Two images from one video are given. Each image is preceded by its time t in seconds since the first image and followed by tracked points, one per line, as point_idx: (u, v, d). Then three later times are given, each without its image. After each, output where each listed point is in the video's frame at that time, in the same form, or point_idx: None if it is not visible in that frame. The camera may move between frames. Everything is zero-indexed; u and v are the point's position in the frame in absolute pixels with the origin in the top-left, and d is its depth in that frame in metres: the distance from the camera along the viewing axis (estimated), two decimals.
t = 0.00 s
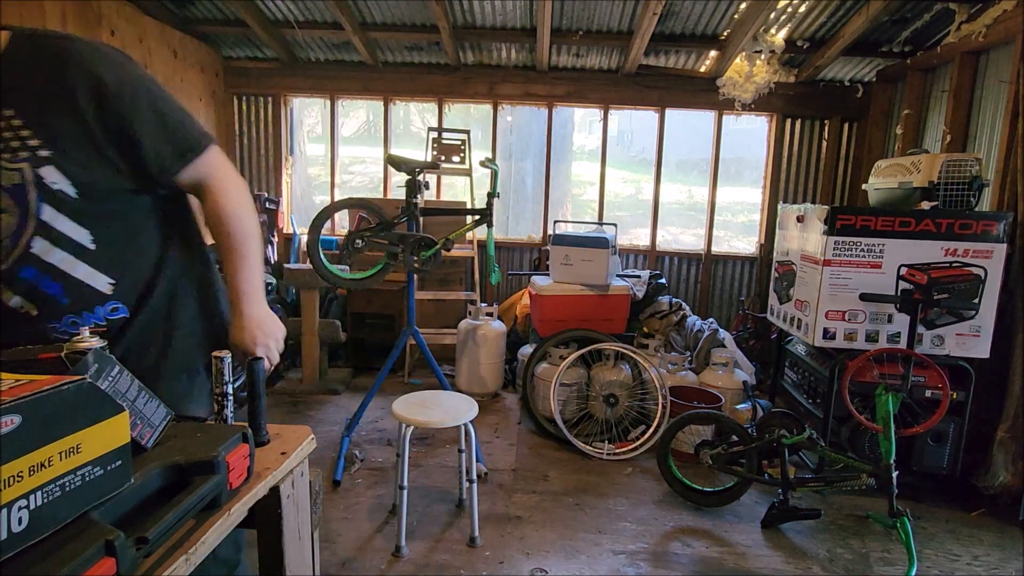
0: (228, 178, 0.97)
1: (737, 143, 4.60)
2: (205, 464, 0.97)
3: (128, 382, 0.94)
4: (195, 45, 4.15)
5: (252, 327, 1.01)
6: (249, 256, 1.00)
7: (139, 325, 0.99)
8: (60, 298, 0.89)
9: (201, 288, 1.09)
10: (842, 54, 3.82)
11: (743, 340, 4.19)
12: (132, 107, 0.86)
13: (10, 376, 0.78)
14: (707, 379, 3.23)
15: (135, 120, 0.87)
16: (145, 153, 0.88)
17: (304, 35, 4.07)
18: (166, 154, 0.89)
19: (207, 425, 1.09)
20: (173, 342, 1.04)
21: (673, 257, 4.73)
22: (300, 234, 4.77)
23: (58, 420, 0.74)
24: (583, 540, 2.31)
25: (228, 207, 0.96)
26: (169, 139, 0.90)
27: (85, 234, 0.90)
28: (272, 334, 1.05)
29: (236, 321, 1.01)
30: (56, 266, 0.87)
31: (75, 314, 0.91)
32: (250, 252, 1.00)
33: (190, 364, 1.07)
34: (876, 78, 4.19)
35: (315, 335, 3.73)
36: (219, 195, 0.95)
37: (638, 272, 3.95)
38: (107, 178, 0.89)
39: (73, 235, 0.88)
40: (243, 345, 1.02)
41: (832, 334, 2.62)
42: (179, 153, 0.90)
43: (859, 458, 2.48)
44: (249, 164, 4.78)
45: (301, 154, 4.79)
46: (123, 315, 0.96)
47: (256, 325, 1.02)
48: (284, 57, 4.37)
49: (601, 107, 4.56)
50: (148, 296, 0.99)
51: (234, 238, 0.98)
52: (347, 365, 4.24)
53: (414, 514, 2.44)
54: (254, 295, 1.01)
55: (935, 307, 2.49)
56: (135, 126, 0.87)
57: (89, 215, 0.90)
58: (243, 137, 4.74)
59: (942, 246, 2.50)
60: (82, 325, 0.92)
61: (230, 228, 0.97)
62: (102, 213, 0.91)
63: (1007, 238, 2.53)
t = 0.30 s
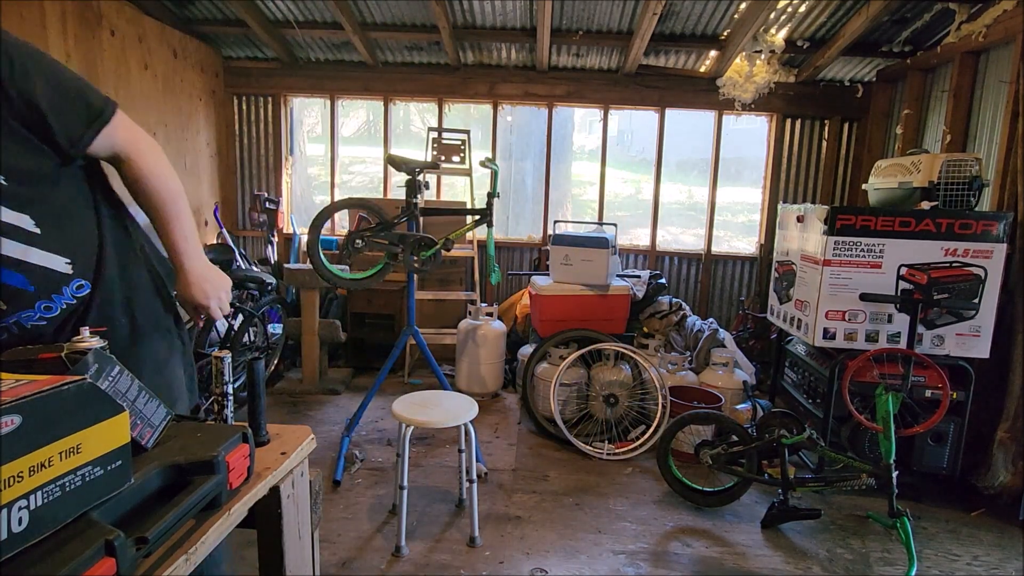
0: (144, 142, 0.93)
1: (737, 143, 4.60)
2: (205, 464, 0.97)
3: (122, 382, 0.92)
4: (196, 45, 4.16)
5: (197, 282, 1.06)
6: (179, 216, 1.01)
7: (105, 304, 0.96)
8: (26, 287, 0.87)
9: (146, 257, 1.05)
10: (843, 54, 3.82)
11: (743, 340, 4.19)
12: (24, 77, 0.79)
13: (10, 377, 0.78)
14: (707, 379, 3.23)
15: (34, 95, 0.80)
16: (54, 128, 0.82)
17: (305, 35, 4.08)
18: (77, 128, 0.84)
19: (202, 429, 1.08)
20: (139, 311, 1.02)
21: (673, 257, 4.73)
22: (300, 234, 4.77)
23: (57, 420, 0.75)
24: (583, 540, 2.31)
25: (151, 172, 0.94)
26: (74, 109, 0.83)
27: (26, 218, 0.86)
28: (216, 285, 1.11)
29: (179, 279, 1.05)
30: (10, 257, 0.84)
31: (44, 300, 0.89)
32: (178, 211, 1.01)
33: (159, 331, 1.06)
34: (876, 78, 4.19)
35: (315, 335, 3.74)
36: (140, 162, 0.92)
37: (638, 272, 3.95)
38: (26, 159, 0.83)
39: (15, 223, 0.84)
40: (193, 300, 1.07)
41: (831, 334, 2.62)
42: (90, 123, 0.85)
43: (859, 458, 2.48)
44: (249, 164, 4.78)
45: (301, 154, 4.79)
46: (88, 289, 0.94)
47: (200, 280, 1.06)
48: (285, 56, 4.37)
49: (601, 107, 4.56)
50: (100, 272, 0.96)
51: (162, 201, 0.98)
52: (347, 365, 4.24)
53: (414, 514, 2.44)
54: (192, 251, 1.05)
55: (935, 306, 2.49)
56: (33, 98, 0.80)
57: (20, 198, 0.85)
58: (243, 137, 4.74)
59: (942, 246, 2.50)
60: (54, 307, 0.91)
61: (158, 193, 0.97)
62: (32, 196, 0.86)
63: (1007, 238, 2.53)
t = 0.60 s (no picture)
0: (110, 129, 0.95)
1: (737, 144, 4.60)
2: (205, 464, 0.97)
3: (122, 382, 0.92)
4: (196, 45, 4.16)
5: (170, 264, 1.09)
6: (149, 201, 1.04)
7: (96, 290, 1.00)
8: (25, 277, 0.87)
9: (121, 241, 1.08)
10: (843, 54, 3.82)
11: (742, 340, 4.19)
12: None
13: (10, 377, 0.78)
14: (706, 379, 3.23)
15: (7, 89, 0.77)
16: (30, 123, 0.81)
17: (305, 35, 4.08)
18: (50, 120, 0.83)
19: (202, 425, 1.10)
20: (128, 295, 1.07)
21: (673, 257, 4.73)
22: (300, 234, 4.77)
23: (58, 420, 0.75)
24: (583, 540, 2.31)
25: (121, 159, 0.97)
26: (46, 101, 0.82)
27: (18, 211, 0.85)
28: (188, 268, 1.14)
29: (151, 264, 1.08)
30: (9, 250, 0.83)
31: (42, 289, 0.91)
32: (147, 196, 1.04)
33: (144, 310, 1.11)
34: (876, 78, 4.19)
35: (315, 335, 3.74)
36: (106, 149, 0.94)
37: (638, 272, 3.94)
38: (9, 158, 0.81)
39: (10, 216, 0.83)
40: (169, 284, 1.10)
41: (832, 334, 2.62)
42: (63, 115, 0.85)
43: (859, 458, 2.49)
44: (249, 163, 4.78)
45: (301, 154, 4.79)
46: (79, 276, 0.97)
47: (173, 264, 1.09)
48: (284, 56, 4.37)
49: (601, 107, 4.56)
50: (87, 260, 0.98)
51: (130, 186, 1.01)
52: (347, 365, 4.24)
53: (414, 514, 2.44)
54: (163, 236, 1.08)
55: (935, 306, 2.49)
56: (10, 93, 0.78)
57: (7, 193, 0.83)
58: (243, 137, 4.74)
59: (942, 246, 2.50)
60: (51, 295, 0.93)
61: (126, 179, 0.99)
62: (14, 190, 0.84)
63: (1007, 237, 2.53)
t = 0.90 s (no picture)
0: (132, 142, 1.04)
1: (737, 144, 4.60)
2: (205, 464, 0.97)
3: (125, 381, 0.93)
4: (195, 45, 4.16)
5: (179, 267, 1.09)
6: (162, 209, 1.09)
7: (108, 293, 1.02)
8: (43, 269, 0.92)
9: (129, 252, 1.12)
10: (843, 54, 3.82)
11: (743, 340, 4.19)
12: (47, 79, 0.89)
13: (10, 377, 0.78)
14: (706, 379, 3.23)
15: (54, 96, 0.90)
16: (69, 126, 0.92)
17: (305, 35, 4.08)
18: (87, 127, 0.94)
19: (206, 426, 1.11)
20: (137, 301, 1.09)
21: (673, 257, 4.73)
22: (299, 234, 4.77)
23: (57, 420, 0.75)
24: (583, 540, 2.31)
25: (140, 165, 1.05)
26: (84, 110, 0.94)
27: (44, 205, 0.92)
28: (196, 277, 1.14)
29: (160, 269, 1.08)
30: (32, 241, 0.89)
31: (57, 283, 0.94)
32: (161, 208, 1.10)
33: (151, 317, 1.13)
34: (876, 78, 4.19)
35: (315, 335, 3.74)
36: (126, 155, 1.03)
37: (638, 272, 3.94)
38: (42, 153, 0.91)
39: (36, 210, 0.90)
40: (176, 288, 1.09)
41: (831, 334, 2.62)
42: (97, 123, 0.95)
43: (859, 458, 2.49)
44: (249, 163, 4.78)
45: (301, 154, 4.79)
46: (93, 275, 1.01)
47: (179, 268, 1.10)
48: (284, 56, 4.37)
49: (601, 107, 4.56)
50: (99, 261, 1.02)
51: (146, 193, 1.07)
52: (347, 365, 4.24)
53: (414, 514, 2.44)
54: (175, 244, 1.10)
55: (935, 306, 2.49)
56: (55, 97, 0.90)
57: (36, 187, 0.90)
58: (243, 136, 4.74)
59: (942, 246, 2.50)
60: (68, 290, 0.96)
61: (142, 186, 1.06)
62: (42, 185, 0.92)
63: (1007, 237, 2.53)
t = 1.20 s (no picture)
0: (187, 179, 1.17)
1: (737, 144, 4.60)
2: (204, 464, 0.97)
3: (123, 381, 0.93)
4: (195, 45, 4.16)
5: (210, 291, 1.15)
6: (203, 238, 1.18)
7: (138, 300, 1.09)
8: (85, 266, 0.99)
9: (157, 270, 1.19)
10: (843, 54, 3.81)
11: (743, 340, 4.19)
12: (136, 105, 1.04)
13: (10, 377, 0.78)
14: (707, 379, 3.23)
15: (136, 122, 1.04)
16: (140, 146, 1.05)
17: (305, 35, 4.08)
18: (156, 152, 1.08)
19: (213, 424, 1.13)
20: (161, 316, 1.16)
21: (673, 257, 4.73)
22: (299, 234, 4.77)
23: (58, 420, 0.75)
24: (583, 540, 2.31)
25: (189, 199, 1.16)
26: (157, 138, 1.08)
27: (104, 212, 1.02)
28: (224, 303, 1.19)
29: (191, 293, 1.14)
30: (84, 239, 0.99)
31: (94, 284, 1.01)
32: (203, 240, 1.18)
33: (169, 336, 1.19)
34: (876, 78, 4.19)
35: (314, 335, 3.74)
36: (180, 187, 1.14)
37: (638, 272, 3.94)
38: (110, 161, 1.03)
39: (95, 213, 1.01)
40: (205, 309, 1.14)
41: (832, 334, 2.62)
42: (164, 149, 1.09)
43: (859, 458, 2.48)
44: (249, 163, 4.78)
45: (301, 154, 4.79)
46: (128, 282, 1.08)
47: (212, 292, 1.16)
48: (285, 56, 4.37)
49: (601, 107, 4.56)
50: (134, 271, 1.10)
51: (191, 225, 1.16)
52: (347, 365, 4.24)
53: (414, 514, 2.43)
54: (210, 271, 1.16)
55: (935, 306, 2.49)
56: (137, 120, 1.04)
57: (99, 192, 1.01)
58: (243, 136, 4.74)
59: (942, 246, 2.50)
60: (102, 292, 1.03)
61: (187, 217, 1.16)
62: (104, 190, 1.03)
63: (1007, 237, 2.53)
